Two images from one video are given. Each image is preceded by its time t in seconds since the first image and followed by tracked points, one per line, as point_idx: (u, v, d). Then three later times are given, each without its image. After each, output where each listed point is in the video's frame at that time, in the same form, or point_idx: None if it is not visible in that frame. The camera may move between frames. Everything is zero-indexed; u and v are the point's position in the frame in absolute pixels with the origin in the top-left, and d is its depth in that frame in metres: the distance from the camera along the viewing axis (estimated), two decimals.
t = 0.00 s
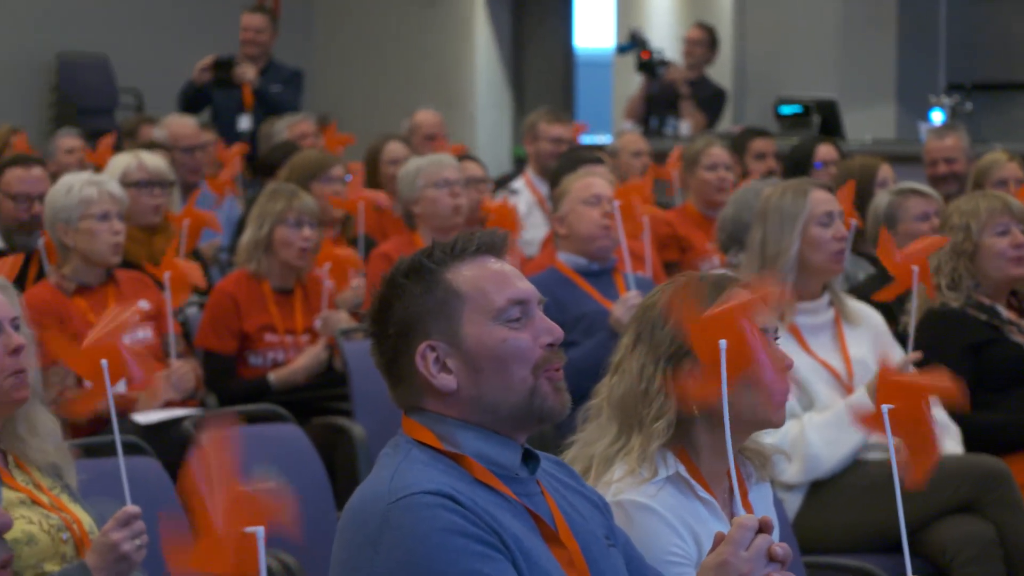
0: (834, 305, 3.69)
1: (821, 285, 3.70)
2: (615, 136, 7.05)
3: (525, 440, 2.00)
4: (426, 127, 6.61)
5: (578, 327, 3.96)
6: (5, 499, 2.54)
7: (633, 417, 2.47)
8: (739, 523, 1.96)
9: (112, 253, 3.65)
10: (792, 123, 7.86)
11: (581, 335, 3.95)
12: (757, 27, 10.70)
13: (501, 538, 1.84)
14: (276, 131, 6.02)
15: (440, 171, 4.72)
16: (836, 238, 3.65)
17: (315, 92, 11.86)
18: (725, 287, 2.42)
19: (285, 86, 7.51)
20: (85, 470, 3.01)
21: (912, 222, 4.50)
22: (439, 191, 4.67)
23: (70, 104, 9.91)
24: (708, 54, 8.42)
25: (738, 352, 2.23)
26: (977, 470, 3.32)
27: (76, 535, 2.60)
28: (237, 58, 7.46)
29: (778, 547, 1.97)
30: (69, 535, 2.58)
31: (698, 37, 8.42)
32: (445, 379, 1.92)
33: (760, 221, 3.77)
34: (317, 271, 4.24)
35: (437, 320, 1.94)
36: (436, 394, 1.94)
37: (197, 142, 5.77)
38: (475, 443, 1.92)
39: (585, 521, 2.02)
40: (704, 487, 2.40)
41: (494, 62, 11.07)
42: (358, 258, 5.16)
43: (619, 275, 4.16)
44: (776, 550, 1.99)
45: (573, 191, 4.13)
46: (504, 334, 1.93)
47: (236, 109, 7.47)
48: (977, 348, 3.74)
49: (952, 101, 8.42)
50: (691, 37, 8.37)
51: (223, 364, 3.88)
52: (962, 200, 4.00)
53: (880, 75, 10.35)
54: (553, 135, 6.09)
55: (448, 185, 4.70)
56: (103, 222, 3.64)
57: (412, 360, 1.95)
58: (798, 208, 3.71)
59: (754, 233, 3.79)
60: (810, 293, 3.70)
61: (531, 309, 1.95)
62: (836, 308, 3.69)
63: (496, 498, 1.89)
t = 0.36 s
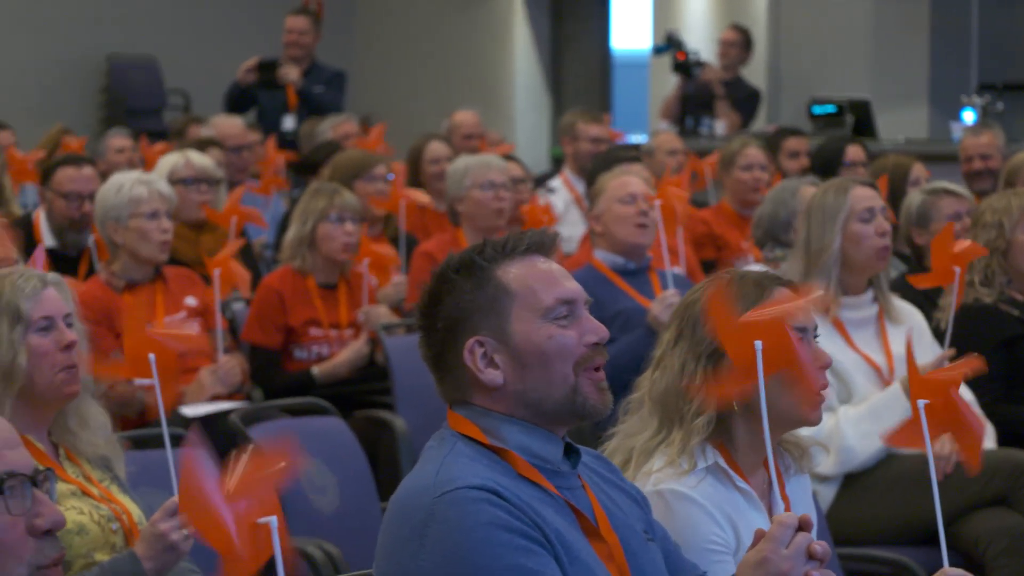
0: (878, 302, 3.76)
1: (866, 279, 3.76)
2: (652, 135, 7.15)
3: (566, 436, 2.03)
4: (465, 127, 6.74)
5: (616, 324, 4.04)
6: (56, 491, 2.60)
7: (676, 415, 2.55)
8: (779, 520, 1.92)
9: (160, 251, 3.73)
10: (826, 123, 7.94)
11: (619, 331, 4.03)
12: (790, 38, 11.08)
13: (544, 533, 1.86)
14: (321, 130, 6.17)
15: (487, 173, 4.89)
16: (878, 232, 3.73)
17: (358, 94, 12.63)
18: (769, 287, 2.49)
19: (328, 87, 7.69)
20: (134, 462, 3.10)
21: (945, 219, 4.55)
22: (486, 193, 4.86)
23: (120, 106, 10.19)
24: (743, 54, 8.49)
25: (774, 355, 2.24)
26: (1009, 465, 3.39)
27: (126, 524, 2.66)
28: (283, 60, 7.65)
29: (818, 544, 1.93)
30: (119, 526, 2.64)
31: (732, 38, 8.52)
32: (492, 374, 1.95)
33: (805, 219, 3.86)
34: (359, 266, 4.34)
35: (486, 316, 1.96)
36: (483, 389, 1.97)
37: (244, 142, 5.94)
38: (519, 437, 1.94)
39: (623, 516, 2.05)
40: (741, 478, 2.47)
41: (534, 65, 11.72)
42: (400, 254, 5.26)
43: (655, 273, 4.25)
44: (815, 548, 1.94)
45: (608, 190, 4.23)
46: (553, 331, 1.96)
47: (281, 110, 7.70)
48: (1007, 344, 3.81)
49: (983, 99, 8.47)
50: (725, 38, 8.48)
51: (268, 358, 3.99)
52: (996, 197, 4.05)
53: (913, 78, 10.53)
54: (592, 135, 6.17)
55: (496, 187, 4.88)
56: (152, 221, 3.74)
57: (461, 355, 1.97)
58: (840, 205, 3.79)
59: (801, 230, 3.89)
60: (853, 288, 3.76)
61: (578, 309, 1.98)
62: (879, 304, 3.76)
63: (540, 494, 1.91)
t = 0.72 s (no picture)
0: (915, 300, 3.83)
1: (903, 277, 3.81)
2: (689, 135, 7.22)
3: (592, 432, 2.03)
4: (505, 126, 6.82)
5: (654, 319, 4.11)
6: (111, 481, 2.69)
7: (710, 405, 2.62)
8: (805, 512, 1.98)
9: (210, 247, 3.86)
10: (860, 123, 8.00)
11: (657, 326, 4.10)
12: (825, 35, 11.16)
13: (575, 522, 1.86)
14: (366, 131, 6.27)
15: (534, 176, 4.99)
16: (915, 228, 3.79)
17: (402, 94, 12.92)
18: (800, 281, 2.55)
19: (372, 88, 7.82)
20: (184, 455, 3.19)
21: (978, 220, 4.61)
22: (529, 195, 4.97)
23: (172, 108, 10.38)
24: (780, 55, 8.53)
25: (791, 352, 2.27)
26: None
27: (177, 516, 2.74)
28: (327, 62, 7.79)
29: (843, 535, 1.98)
30: (169, 517, 2.72)
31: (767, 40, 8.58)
32: (519, 371, 1.95)
33: (843, 217, 3.93)
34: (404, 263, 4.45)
35: (508, 315, 1.97)
36: (510, 387, 1.97)
37: (293, 141, 6.05)
38: (546, 435, 1.96)
39: (649, 506, 2.05)
40: (778, 470, 2.52)
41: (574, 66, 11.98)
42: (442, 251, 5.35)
43: (692, 269, 4.32)
44: (840, 541, 1.99)
45: (646, 188, 4.32)
46: (575, 325, 1.96)
47: (327, 110, 7.82)
48: None
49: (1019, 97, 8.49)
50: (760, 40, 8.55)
51: (312, 352, 4.11)
52: None
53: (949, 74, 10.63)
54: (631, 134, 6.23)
55: (537, 189, 4.98)
56: (203, 218, 3.86)
57: (486, 356, 1.98)
58: (877, 202, 3.86)
59: (839, 229, 3.95)
60: (890, 285, 3.81)
61: (598, 302, 1.98)
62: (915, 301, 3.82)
63: (568, 486, 1.91)
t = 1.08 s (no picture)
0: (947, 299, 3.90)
1: (936, 274, 3.88)
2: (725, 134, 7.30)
3: (608, 426, 2.08)
4: (545, 126, 6.93)
5: (690, 313, 4.19)
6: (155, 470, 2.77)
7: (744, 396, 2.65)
8: (815, 504, 1.87)
9: (257, 244, 3.98)
10: (894, 122, 8.05)
11: (693, 320, 4.18)
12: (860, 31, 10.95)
13: (592, 528, 1.92)
14: (409, 131, 6.40)
15: (568, 176, 5.08)
16: (950, 228, 3.87)
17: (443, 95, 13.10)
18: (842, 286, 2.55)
19: (415, 89, 7.96)
20: (232, 445, 3.24)
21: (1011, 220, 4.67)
22: (565, 195, 5.05)
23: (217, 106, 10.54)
24: (815, 55, 8.60)
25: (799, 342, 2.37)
26: None
27: (225, 506, 2.79)
28: (371, 63, 7.93)
29: (855, 525, 1.88)
30: (217, 506, 2.78)
31: (802, 41, 8.66)
32: (536, 378, 2.01)
33: (879, 214, 4.01)
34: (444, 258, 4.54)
35: (525, 322, 2.02)
36: (526, 392, 2.03)
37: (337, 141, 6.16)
38: (563, 436, 2.01)
39: (668, 495, 2.10)
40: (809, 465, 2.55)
41: (610, 66, 12.12)
42: (481, 247, 5.45)
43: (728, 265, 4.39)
44: (853, 528, 1.89)
45: (685, 186, 4.40)
46: (590, 332, 2.00)
47: (370, 110, 7.96)
48: None
49: None
50: (795, 40, 8.64)
51: (357, 346, 4.23)
52: None
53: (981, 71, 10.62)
54: (666, 134, 6.32)
55: (572, 188, 5.07)
56: (252, 217, 3.97)
57: (504, 361, 2.03)
58: (913, 200, 3.93)
59: (874, 227, 4.02)
60: (924, 283, 3.88)
61: (613, 307, 2.02)
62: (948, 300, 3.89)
63: (584, 489, 1.97)
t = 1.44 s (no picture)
0: (980, 292, 3.96)
1: (968, 272, 3.96)
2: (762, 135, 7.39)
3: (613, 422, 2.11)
4: (586, 127, 7.00)
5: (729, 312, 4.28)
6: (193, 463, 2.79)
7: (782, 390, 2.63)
8: (820, 493, 1.93)
9: (304, 243, 4.08)
10: (928, 123, 8.11)
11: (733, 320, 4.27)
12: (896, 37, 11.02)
13: (602, 525, 1.94)
14: (453, 133, 6.51)
15: (596, 174, 5.15)
16: (981, 227, 3.95)
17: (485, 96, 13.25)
18: (882, 278, 2.57)
19: (457, 91, 8.07)
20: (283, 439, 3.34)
21: None
22: (594, 194, 5.13)
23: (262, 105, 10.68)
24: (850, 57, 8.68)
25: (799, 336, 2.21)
26: None
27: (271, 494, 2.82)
28: (416, 66, 8.06)
29: (861, 512, 1.92)
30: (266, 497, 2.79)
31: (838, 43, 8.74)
32: (537, 386, 2.03)
33: (912, 215, 4.11)
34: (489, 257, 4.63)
35: (521, 331, 2.04)
36: (530, 399, 2.05)
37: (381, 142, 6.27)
38: (568, 437, 2.03)
39: (677, 482, 2.13)
40: (847, 458, 2.51)
41: (649, 69, 12.35)
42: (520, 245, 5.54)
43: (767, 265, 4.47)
44: (861, 516, 1.93)
45: (725, 186, 4.48)
46: (587, 336, 2.02)
47: (413, 112, 8.04)
48: None
49: None
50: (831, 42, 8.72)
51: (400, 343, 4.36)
52: None
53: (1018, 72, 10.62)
54: (702, 134, 6.40)
55: (606, 187, 5.15)
56: (298, 217, 4.08)
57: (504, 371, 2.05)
58: (945, 201, 4.03)
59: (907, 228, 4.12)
60: (956, 281, 3.96)
61: (607, 309, 2.04)
62: (981, 295, 3.94)
63: (591, 486, 1.99)
